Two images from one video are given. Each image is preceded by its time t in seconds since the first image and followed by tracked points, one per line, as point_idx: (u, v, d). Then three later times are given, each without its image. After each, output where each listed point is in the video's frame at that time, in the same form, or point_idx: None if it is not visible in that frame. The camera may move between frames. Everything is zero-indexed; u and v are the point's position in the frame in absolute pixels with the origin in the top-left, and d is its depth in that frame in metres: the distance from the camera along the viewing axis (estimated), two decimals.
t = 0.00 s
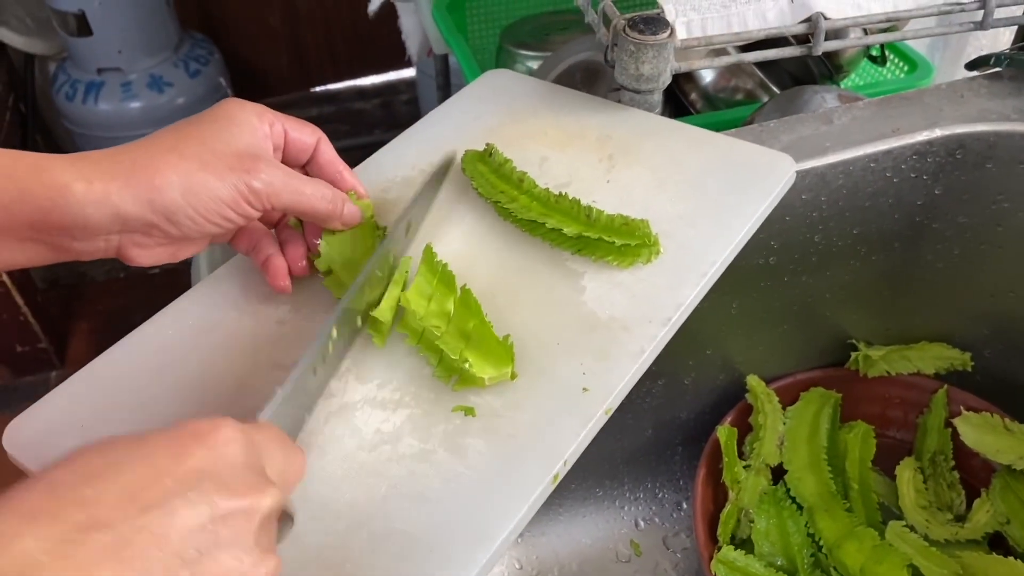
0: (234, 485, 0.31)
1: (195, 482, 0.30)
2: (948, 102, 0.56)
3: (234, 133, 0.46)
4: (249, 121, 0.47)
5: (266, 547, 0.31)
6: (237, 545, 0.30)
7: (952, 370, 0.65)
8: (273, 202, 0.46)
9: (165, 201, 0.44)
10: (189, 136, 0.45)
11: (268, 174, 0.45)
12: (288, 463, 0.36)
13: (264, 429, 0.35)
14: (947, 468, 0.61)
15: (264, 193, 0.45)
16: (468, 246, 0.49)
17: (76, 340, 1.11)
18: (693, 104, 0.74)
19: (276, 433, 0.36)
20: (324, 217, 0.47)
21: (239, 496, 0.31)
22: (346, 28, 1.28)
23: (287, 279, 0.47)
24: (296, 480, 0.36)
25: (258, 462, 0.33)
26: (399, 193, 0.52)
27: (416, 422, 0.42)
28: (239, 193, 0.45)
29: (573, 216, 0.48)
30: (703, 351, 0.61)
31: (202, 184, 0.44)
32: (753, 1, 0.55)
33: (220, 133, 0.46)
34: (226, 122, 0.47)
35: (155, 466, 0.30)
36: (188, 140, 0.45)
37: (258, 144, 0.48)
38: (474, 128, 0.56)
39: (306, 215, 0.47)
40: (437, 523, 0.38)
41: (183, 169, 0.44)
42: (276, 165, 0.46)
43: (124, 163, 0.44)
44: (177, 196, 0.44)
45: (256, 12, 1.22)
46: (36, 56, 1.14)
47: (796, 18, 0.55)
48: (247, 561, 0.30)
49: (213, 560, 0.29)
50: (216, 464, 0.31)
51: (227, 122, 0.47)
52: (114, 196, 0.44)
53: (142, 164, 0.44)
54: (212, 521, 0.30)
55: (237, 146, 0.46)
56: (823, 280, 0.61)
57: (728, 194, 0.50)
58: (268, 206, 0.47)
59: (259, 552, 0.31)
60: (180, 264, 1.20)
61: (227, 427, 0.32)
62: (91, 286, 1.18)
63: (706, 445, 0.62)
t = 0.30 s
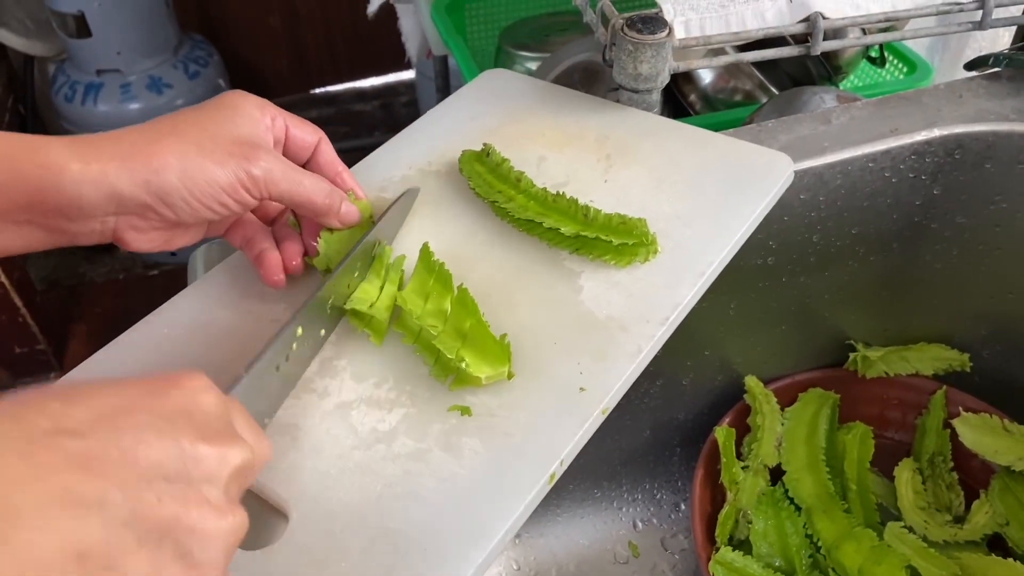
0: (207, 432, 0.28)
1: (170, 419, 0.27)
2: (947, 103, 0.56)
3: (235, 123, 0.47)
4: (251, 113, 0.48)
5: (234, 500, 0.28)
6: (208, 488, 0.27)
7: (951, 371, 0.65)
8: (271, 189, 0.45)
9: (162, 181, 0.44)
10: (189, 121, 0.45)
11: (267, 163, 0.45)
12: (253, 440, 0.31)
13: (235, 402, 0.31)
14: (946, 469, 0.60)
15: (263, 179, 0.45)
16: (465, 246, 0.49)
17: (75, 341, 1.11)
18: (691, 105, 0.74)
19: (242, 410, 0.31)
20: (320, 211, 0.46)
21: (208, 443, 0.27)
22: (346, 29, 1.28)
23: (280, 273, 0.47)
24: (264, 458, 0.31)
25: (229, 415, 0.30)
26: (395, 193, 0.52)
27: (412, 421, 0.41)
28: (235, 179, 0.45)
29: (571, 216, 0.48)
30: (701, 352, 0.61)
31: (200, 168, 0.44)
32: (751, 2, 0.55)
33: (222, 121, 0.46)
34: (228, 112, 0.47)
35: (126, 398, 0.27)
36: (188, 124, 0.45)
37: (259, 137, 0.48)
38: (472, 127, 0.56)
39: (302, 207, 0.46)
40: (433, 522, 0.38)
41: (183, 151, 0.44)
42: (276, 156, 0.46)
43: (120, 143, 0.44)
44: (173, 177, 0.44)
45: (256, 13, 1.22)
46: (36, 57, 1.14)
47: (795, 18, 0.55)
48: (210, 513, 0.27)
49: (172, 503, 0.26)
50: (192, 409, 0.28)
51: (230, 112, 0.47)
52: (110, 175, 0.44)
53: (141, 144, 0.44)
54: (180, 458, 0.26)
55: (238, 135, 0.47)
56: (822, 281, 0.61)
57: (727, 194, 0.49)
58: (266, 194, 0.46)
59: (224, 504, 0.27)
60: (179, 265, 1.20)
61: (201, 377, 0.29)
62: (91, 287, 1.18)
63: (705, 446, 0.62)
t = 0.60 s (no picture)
0: (147, 382, 0.28)
1: (103, 372, 0.27)
2: (947, 102, 0.56)
3: (219, 121, 0.47)
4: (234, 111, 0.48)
5: (180, 448, 0.28)
6: (152, 444, 0.27)
7: (951, 371, 0.65)
8: (253, 187, 0.47)
9: (147, 180, 0.45)
10: (172, 120, 0.46)
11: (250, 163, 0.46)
12: (211, 385, 0.32)
13: (187, 347, 0.32)
14: (947, 470, 0.60)
15: (246, 177, 0.46)
16: (464, 244, 0.49)
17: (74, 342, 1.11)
18: (691, 105, 0.74)
19: (202, 352, 0.32)
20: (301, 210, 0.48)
21: (148, 396, 0.27)
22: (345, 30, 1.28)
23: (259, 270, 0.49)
24: (225, 410, 0.32)
25: (173, 362, 0.30)
26: (394, 191, 0.52)
27: (410, 419, 0.41)
28: (219, 178, 0.46)
29: (568, 215, 0.48)
30: (701, 352, 0.61)
31: (185, 167, 0.45)
32: (751, 1, 0.55)
33: (205, 120, 0.47)
34: (211, 110, 0.47)
35: (57, 355, 0.26)
36: (172, 123, 0.45)
37: (243, 135, 0.48)
38: (471, 126, 0.56)
39: (283, 206, 0.48)
40: (430, 521, 0.37)
41: (168, 150, 0.45)
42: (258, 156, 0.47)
43: (105, 141, 0.44)
44: (159, 177, 0.45)
45: (255, 14, 1.22)
46: (35, 58, 1.14)
47: (795, 17, 0.55)
48: (153, 469, 0.27)
49: (112, 463, 0.26)
50: (128, 360, 0.28)
51: (213, 110, 0.47)
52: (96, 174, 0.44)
53: (125, 142, 0.44)
54: (115, 417, 0.26)
55: (221, 134, 0.47)
56: (821, 281, 0.60)
57: (727, 193, 0.49)
58: (249, 191, 0.47)
59: (169, 455, 0.28)
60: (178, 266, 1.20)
61: (141, 326, 0.29)
62: (89, 288, 1.17)
63: (705, 446, 0.62)
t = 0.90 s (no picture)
0: (212, 410, 0.30)
1: (179, 401, 0.29)
2: (945, 104, 0.56)
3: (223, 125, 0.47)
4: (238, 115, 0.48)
5: (239, 468, 0.30)
6: (216, 461, 0.29)
7: (949, 372, 0.65)
8: (258, 189, 0.46)
9: (151, 183, 0.44)
10: (177, 122, 0.45)
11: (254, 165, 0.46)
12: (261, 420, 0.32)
13: (246, 383, 0.33)
14: (946, 471, 0.60)
15: (251, 179, 0.46)
16: (464, 246, 0.49)
17: (72, 343, 1.11)
18: (690, 107, 0.74)
19: (258, 398, 0.33)
20: (306, 213, 0.47)
21: (213, 420, 0.29)
22: (344, 31, 1.28)
23: (268, 272, 0.47)
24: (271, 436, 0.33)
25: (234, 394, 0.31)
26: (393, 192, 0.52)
27: (408, 420, 0.41)
28: (223, 180, 0.46)
29: (567, 216, 0.48)
30: (700, 353, 0.61)
31: (189, 169, 0.45)
32: (750, 2, 0.55)
33: (210, 124, 0.47)
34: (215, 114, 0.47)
35: (136, 382, 0.28)
36: (176, 126, 0.45)
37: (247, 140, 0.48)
38: (470, 128, 0.56)
39: (288, 209, 0.47)
40: (429, 522, 0.37)
41: (172, 152, 0.44)
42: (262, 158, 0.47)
43: (109, 144, 0.44)
44: (163, 179, 0.45)
45: (255, 16, 1.22)
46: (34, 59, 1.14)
47: (794, 19, 0.55)
48: (215, 480, 0.28)
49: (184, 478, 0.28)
50: (198, 391, 0.30)
51: (217, 115, 0.47)
52: (99, 177, 0.44)
53: (130, 145, 0.44)
54: (188, 436, 0.28)
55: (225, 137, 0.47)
56: (820, 282, 0.60)
57: (726, 195, 0.49)
58: (254, 194, 0.47)
59: (230, 471, 0.29)
60: (176, 267, 1.20)
61: (206, 358, 0.31)
62: (88, 290, 1.17)
63: (703, 447, 0.62)
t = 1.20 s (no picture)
0: (118, 341, 0.26)
1: (76, 331, 0.26)
2: (939, 105, 0.56)
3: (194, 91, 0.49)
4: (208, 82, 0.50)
5: (154, 404, 0.27)
6: (124, 400, 0.26)
7: (944, 373, 0.65)
8: (218, 146, 0.48)
9: (112, 130, 0.46)
10: (146, 82, 0.48)
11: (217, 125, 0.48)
12: (189, 352, 0.30)
13: (171, 313, 0.31)
14: (940, 471, 0.60)
15: (213, 138, 0.48)
16: (459, 246, 0.49)
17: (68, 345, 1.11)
18: (686, 108, 0.74)
19: (183, 320, 0.31)
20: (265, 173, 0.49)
21: (119, 353, 0.26)
22: (341, 33, 1.29)
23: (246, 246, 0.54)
24: (207, 380, 0.31)
25: (150, 328, 0.29)
26: (390, 192, 0.52)
27: (403, 419, 0.41)
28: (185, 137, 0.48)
29: (560, 216, 0.48)
30: (695, 354, 0.61)
31: (150, 121, 0.46)
32: (745, 4, 0.55)
33: (180, 86, 0.49)
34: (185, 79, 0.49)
35: (28, 315, 0.25)
36: (142, 84, 0.47)
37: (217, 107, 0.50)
38: (466, 128, 0.56)
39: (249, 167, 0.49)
40: (423, 520, 0.37)
41: (134, 106, 0.46)
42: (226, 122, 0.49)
43: (73, 93, 0.46)
44: (124, 128, 0.46)
45: (252, 18, 1.22)
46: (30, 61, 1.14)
47: (788, 21, 0.55)
48: (123, 421, 0.26)
49: (84, 417, 0.25)
50: (100, 321, 0.27)
51: (186, 79, 0.49)
52: (63, 122, 0.45)
53: (95, 95, 0.46)
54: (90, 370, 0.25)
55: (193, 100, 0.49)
56: (815, 283, 0.61)
57: (721, 195, 0.49)
58: (214, 152, 0.49)
59: (141, 408, 0.26)
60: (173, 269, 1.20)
61: (112, 288, 0.28)
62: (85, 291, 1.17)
63: (699, 448, 0.62)
